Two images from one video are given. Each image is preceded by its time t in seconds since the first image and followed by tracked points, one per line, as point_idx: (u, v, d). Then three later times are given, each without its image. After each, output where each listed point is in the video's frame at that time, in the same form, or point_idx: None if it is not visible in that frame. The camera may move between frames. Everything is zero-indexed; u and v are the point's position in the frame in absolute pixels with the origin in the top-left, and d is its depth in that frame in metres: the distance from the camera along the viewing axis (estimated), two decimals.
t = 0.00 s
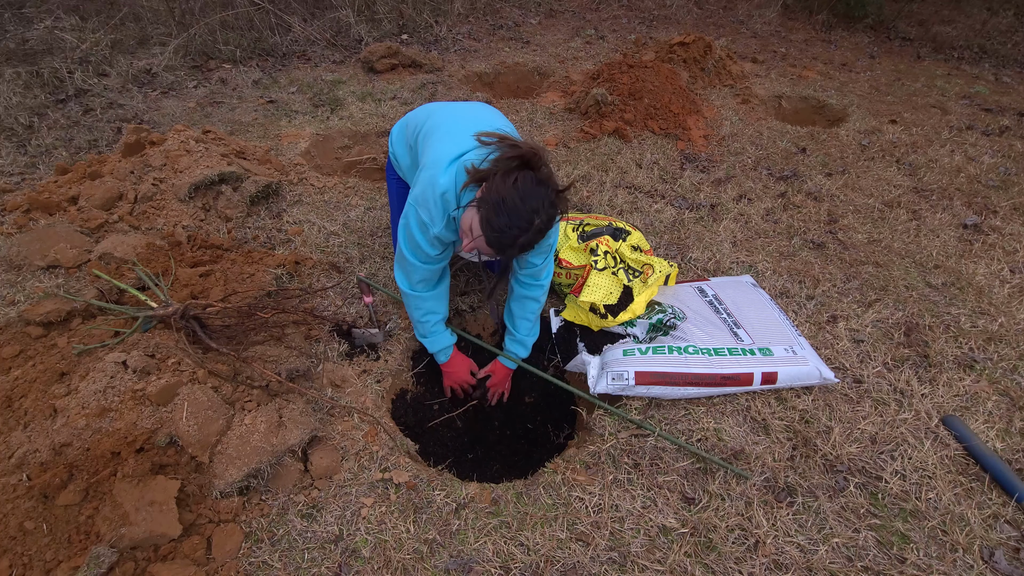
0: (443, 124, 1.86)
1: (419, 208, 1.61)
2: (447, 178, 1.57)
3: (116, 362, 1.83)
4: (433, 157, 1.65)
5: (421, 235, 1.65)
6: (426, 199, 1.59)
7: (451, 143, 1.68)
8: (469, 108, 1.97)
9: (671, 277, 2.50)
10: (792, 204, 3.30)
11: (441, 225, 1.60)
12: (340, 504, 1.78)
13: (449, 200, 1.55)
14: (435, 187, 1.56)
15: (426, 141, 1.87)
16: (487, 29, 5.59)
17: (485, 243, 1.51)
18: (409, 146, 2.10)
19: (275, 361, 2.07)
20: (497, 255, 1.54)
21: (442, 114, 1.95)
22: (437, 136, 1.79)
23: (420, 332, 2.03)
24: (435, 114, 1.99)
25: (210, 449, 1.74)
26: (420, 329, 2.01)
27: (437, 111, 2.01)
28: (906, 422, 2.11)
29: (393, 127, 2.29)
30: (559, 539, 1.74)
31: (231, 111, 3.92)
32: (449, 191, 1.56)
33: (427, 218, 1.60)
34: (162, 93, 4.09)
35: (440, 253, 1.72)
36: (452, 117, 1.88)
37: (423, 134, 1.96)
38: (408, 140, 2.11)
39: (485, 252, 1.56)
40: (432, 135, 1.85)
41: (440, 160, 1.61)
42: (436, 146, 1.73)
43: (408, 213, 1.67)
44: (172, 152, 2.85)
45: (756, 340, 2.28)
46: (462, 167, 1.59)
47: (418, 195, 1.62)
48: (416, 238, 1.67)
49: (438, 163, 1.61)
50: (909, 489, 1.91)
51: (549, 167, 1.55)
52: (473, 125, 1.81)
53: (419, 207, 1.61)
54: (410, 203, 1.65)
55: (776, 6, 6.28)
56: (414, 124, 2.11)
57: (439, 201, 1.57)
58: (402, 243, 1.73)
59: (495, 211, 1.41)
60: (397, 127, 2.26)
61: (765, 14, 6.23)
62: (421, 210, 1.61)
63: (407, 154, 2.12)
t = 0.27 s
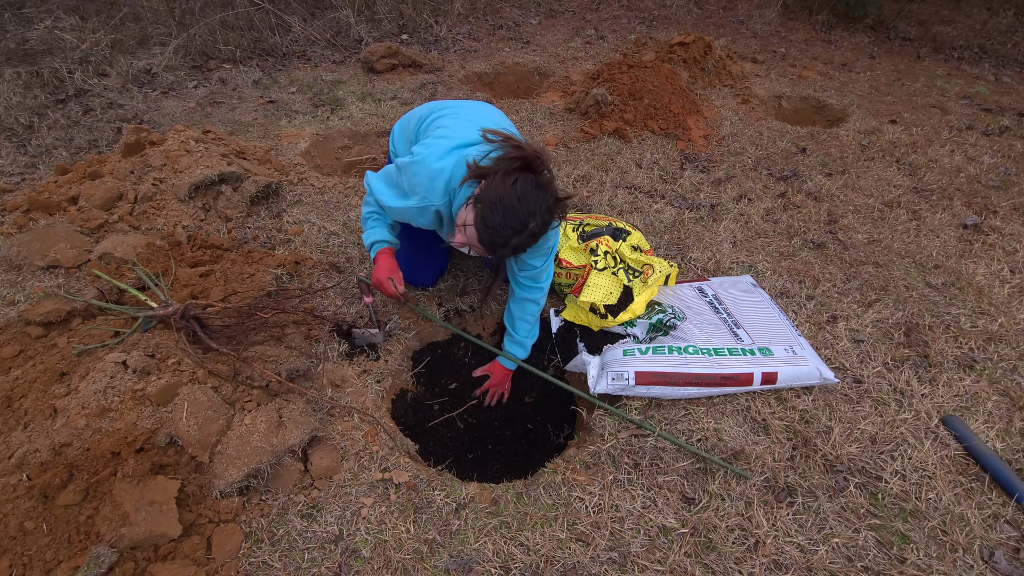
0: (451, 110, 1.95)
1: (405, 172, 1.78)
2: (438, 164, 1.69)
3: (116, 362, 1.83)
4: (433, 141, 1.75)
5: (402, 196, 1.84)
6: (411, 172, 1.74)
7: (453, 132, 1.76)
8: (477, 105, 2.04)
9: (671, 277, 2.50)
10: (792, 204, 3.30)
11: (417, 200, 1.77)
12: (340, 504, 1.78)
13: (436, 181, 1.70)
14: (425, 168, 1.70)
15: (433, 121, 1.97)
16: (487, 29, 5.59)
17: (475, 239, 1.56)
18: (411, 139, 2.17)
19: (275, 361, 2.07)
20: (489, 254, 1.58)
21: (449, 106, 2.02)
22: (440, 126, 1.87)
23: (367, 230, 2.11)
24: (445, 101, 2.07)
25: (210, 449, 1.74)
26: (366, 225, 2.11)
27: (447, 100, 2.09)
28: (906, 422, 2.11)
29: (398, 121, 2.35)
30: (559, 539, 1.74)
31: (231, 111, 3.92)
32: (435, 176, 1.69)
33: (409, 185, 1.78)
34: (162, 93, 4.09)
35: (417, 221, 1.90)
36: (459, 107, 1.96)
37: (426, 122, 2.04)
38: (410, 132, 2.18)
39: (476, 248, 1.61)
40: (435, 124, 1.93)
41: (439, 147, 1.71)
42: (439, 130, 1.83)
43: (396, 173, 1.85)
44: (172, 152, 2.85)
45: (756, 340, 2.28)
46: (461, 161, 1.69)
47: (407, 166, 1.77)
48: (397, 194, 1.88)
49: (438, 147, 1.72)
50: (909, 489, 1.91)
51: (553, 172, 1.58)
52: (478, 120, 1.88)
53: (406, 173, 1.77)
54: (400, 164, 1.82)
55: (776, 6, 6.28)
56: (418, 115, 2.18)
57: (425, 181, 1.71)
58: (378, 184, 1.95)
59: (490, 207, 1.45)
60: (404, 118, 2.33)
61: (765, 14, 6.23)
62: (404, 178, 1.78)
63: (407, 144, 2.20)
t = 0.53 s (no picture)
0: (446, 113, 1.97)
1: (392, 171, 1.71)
2: (433, 164, 1.69)
3: (116, 362, 1.83)
4: (427, 143, 1.75)
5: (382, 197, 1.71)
6: (406, 170, 1.69)
7: (447, 133, 1.78)
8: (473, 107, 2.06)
9: (671, 277, 2.50)
10: (792, 204, 3.30)
11: (409, 199, 1.70)
12: (340, 504, 1.78)
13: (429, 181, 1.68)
14: (420, 166, 1.68)
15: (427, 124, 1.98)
16: (487, 29, 5.59)
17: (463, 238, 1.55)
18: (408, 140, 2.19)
19: (275, 361, 2.06)
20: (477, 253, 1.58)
21: (445, 107, 2.04)
22: (435, 128, 1.88)
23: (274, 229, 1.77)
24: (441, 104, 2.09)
25: (210, 449, 1.74)
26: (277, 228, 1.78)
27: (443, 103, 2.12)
28: (906, 422, 2.11)
29: (398, 122, 2.37)
30: (558, 539, 1.74)
31: (231, 111, 3.92)
32: (429, 175, 1.69)
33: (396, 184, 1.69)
34: (162, 93, 4.09)
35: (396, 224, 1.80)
36: (456, 110, 1.98)
37: (422, 124, 2.06)
38: (408, 134, 2.20)
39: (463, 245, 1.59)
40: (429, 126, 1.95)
41: (433, 147, 1.72)
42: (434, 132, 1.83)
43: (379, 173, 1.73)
44: (172, 152, 2.85)
45: (756, 340, 2.28)
46: (453, 160, 1.70)
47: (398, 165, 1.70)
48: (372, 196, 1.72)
49: (432, 147, 1.73)
50: (909, 489, 1.91)
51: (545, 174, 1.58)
52: (474, 121, 1.90)
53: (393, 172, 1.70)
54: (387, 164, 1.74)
55: (776, 6, 6.28)
56: (414, 118, 2.20)
57: (418, 181, 1.68)
58: (346, 187, 1.72)
59: (478, 203, 1.44)
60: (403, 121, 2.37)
61: (765, 14, 6.23)
62: (394, 175, 1.69)
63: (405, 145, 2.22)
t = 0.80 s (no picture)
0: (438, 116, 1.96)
1: (393, 184, 1.66)
2: (433, 172, 1.68)
3: (116, 362, 1.82)
4: (422, 149, 1.75)
5: (382, 216, 1.66)
6: (406, 181, 1.65)
7: (441, 137, 1.77)
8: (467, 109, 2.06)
9: (671, 277, 2.50)
10: (792, 204, 3.30)
11: (413, 211, 1.67)
12: (340, 504, 1.78)
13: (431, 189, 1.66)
14: (419, 174, 1.66)
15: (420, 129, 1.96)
16: (487, 29, 5.59)
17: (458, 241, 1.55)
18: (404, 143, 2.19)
19: (275, 361, 2.06)
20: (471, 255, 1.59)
21: (440, 110, 2.03)
22: (430, 132, 1.88)
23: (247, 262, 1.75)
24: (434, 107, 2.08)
25: (210, 449, 1.74)
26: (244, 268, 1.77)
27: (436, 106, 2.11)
28: (906, 422, 2.11)
29: (395, 124, 2.38)
30: (558, 539, 1.74)
31: (231, 111, 3.92)
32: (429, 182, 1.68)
33: (399, 196, 1.65)
34: (162, 92, 4.09)
35: (402, 240, 1.76)
36: (449, 112, 1.97)
37: (417, 129, 2.05)
38: (404, 137, 2.21)
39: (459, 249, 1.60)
40: (424, 130, 1.94)
41: (429, 153, 1.72)
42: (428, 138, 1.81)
43: (375, 189, 1.68)
44: (172, 152, 2.85)
45: (755, 340, 2.28)
46: (448, 164, 1.69)
47: (396, 177, 1.66)
48: (371, 217, 1.66)
49: (428, 153, 1.71)
50: (909, 489, 1.91)
51: (539, 175, 1.58)
52: (467, 121, 1.89)
53: (394, 184, 1.66)
54: (384, 179, 1.68)
55: (776, 6, 6.27)
56: (411, 121, 2.20)
57: (419, 190, 1.66)
58: (342, 220, 1.65)
59: (471, 206, 1.45)
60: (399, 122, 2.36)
61: (765, 14, 6.22)
62: (393, 189, 1.65)
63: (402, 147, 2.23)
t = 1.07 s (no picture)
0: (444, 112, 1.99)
1: (400, 170, 1.71)
2: (445, 168, 1.70)
3: (116, 362, 1.82)
4: (433, 143, 1.76)
5: (387, 201, 1.70)
6: (415, 172, 1.68)
7: (450, 134, 1.79)
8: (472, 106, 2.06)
9: (671, 277, 2.51)
10: (792, 204, 3.30)
11: (418, 203, 1.70)
12: (340, 504, 1.78)
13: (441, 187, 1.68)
14: (430, 169, 1.69)
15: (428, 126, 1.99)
16: (487, 29, 5.59)
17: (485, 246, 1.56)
18: (407, 142, 2.18)
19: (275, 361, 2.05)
20: (504, 259, 1.59)
21: (445, 106, 2.03)
22: (436, 128, 1.88)
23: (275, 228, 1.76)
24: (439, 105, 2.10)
25: (210, 449, 1.73)
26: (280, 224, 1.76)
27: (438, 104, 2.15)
28: (906, 422, 2.11)
29: (394, 122, 2.37)
30: (559, 539, 1.74)
31: (231, 111, 3.92)
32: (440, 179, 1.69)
33: (404, 182, 1.68)
34: (162, 92, 4.09)
35: (401, 230, 1.79)
36: (454, 110, 2.00)
37: (422, 124, 2.06)
38: (407, 135, 2.20)
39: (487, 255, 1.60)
40: (430, 126, 1.95)
41: (439, 148, 1.73)
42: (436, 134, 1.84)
43: (384, 174, 1.72)
44: (172, 152, 2.85)
45: (755, 340, 2.28)
46: (460, 160, 1.70)
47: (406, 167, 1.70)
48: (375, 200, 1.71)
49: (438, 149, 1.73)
50: (909, 489, 1.91)
51: (549, 161, 1.57)
52: (473, 119, 1.91)
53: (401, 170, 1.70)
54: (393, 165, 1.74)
55: (776, 5, 6.28)
56: (412, 119, 2.20)
57: (428, 184, 1.69)
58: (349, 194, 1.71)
59: (491, 208, 1.45)
60: (399, 121, 2.37)
61: (765, 14, 6.23)
62: (401, 178, 1.69)
63: (404, 145, 2.22)
